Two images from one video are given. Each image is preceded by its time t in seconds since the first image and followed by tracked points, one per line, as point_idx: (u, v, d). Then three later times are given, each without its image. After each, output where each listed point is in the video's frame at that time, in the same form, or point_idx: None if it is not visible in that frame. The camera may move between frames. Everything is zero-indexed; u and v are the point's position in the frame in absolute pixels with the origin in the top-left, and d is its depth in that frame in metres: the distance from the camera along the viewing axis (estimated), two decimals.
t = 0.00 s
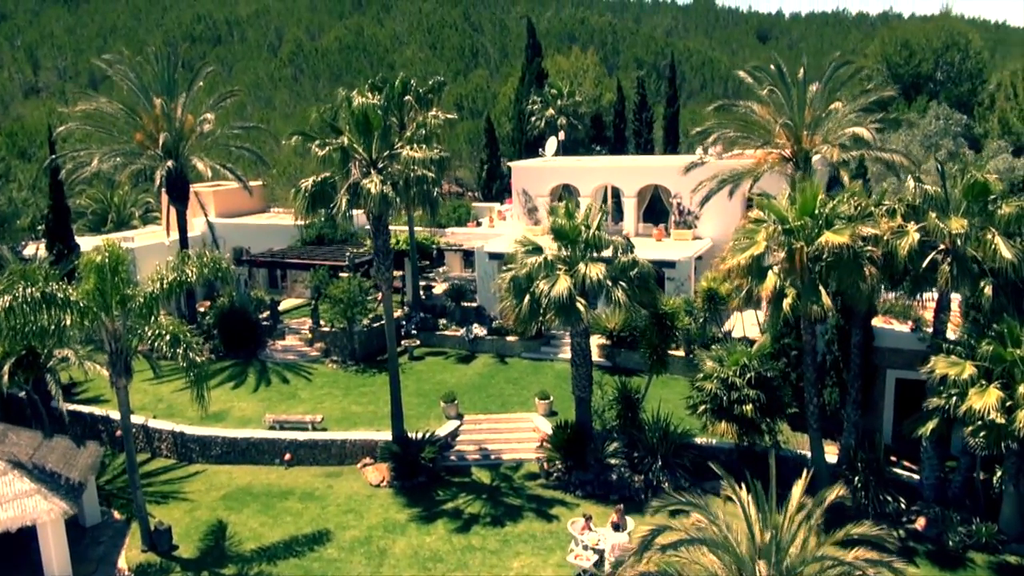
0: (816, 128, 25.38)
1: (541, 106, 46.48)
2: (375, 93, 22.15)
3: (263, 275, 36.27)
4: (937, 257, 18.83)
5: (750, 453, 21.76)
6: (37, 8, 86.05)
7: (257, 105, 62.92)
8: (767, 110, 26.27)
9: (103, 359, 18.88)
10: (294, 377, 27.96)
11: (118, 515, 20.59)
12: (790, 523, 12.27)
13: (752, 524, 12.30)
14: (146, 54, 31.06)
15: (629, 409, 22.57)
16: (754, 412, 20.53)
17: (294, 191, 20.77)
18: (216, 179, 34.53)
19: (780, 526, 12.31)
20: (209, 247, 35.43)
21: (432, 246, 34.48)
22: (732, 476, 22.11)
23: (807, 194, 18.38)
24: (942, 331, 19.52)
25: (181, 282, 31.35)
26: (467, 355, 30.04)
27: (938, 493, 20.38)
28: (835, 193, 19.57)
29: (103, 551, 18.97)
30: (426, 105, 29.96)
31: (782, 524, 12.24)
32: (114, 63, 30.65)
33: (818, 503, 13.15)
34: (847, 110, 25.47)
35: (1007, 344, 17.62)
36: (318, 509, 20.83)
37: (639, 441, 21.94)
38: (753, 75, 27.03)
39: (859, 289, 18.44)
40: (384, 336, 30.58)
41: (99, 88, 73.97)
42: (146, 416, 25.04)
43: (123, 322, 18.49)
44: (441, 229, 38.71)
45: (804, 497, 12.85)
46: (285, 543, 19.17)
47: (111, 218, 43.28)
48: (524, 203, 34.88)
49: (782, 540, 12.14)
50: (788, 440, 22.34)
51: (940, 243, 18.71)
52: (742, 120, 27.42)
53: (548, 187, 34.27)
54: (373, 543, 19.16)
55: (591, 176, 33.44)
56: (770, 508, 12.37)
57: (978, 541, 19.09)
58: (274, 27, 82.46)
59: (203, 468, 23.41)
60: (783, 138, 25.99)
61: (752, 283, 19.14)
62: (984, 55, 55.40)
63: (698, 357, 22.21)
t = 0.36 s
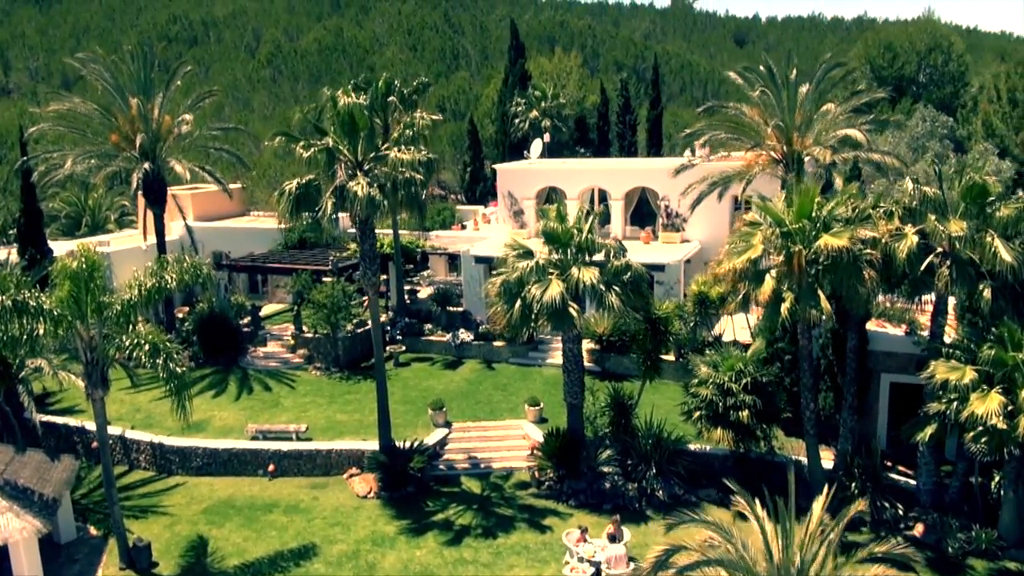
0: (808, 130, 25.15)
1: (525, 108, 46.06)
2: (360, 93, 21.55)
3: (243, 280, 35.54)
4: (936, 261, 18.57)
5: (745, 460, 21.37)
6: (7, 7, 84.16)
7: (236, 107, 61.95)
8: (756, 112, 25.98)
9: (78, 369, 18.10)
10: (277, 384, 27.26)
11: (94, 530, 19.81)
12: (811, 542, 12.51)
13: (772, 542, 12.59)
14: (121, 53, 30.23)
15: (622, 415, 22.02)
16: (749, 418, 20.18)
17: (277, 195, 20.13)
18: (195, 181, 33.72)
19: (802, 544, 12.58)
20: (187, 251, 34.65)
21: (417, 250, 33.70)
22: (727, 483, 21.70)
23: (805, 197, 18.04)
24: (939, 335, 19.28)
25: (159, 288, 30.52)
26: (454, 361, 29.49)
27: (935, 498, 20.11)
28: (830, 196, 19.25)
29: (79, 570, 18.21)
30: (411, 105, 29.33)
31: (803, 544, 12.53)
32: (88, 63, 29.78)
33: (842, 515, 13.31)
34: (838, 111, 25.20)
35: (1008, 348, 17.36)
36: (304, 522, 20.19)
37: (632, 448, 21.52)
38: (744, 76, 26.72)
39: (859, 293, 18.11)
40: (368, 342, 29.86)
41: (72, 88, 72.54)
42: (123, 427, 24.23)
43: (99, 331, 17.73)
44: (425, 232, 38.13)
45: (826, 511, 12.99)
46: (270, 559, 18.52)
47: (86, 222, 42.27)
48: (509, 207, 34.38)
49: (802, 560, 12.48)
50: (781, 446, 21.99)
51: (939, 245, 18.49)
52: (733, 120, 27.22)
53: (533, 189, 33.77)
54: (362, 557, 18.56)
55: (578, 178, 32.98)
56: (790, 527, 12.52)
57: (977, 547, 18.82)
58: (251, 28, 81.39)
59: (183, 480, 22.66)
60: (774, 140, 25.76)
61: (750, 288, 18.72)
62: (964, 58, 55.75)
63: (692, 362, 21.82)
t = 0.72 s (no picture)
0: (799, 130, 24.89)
1: (508, 109, 45.62)
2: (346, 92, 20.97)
3: (223, 285, 34.78)
4: (935, 262, 18.31)
5: (741, 465, 21.01)
6: None
7: (213, 109, 60.94)
8: (747, 112, 25.68)
9: (54, 381, 17.35)
10: (260, 392, 26.56)
11: (72, 547, 19.05)
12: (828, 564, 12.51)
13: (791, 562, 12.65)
14: (96, 53, 29.39)
15: (616, 421, 21.64)
16: (746, 423, 19.84)
17: (262, 197, 19.51)
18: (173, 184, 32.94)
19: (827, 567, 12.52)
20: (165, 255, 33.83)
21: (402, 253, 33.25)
22: (722, 489, 21.33)
23: (804, 198, 17.72)
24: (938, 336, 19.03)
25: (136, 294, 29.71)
26: (440, 366, 28.93)
27: (933, 502, 19.84)
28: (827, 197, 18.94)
29: None
30: (396, 106, 28.78)
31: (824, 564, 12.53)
32: (62, 62, 28.92)
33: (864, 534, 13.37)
34: (830, 111, 24.95)
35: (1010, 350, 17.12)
36: (291, 535, 19.55)
37: (627, 455, 21.09)
38: (734, 77, 26.45)
39: (858, 295, 17.82)
40: (353, 347, 29.23)
41: (44, 89, 71.11)
42: (100, 437, 23.44)
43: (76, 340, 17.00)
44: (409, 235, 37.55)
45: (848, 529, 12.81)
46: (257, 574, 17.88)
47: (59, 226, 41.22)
48: (495, 209, 33.91)
49: None
50: (777, 451, 21.65)
51: (938, 246, 18.22)
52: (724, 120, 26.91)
53: (519, 191, 33.31)
54: (352, 571, 17.97)
55: (565, 180, 32.56)
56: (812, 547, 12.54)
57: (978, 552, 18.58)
58: (228, 29, 80.29)
59: (163, 492, 21.94)
60: (765, 140, 25.48)
61: (749, 291, 18.34)
62: (944, 60, 56.16)
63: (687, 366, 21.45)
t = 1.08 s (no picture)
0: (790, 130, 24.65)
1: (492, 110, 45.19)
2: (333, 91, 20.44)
3: (203, 289, 34.03)
4: (936, 263, 18.07)
5: (738, 469, 20.70)
6: None
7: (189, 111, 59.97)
8: (737, 112, 25.45)
9: (31, 391, 16.65)
10: (243, 399, 25.90)
11: (50, 563, 18.33)
12: None
13: None
14: (71, 52, 28.59)
15: (611, 426, 21.27)
16: (744, 426, 19.53)
17: (247, 199, 18.95)
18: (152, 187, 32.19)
19: None
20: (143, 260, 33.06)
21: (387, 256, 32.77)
22: (719, 492, 21.00)
23: (803, 197, 17.48)
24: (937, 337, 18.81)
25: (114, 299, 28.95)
26: (428, 371, 28.41)
27: (932, 503, 19.62)
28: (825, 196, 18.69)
29: None
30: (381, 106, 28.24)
31: None
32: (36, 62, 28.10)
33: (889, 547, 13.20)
34: (822, 111, 24.76)
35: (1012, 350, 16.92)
36: (279, 547, 18.94)
37: (622, 459, 20.71)
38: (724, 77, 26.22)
39: (859, 295, 17.57)
40: (338, 352, 28.65)
41: (15, 90, 69.58)
42: (79, 448, 22.69)
43: (54, 348, 16.30)
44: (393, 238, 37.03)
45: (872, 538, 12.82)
46: None
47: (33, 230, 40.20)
48: (481, 210, 33.47)
49: None
50: (774, 454, 21.36)
51: (938, 246, 17.98)
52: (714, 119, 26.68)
53: (506, 193, 32.89)
54: None
55: (552, 181, 32.18)
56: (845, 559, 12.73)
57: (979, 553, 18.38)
58: (204, 30, 79.21)
59: (145, 504, 21.24)
60: (756, 140, 25.26)
61: (749, 292, 17.98)
62: (924, 62, 56.55)
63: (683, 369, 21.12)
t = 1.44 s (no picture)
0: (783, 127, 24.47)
1: (474, 111, 44.75)
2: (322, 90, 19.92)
3: (183, 294, 33.30)
4: (936, 261, 17.89)
5: (736, 471, 20.45)
6: None
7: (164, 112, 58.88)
8: (728, 111, 25.23)
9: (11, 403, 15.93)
10: (229, 405, 25.27)
11: None
12: None
13: None
14: (45, 51, 27.76)
15: (607, 430, 20.90)
16: (744, 428, 19.27)
17: (235, 201, 18.40)
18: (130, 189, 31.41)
19: None
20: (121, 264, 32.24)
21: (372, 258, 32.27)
22: (717, 495, 20.73)
23: (803, 197, 17.27)
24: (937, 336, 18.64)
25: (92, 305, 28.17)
26: (416, 374, 27.92)
27: (932, 504, 19.49)
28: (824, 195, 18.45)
29: None
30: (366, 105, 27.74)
31: None
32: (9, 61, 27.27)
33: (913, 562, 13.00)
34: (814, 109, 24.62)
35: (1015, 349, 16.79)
36: (271, 558, 18.38)
37: (620, 463, 20.37)
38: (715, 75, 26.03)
39: (860, 295, 17.37)
40: (324, 357, 28.09)
41: None
42: (58, 459, 21.94)
43: (34, 358, 15.56)
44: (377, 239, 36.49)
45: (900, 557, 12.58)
46: None
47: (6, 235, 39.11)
48: (467, 212, 33.03)
49: None
50: (772, 455, 21.12)
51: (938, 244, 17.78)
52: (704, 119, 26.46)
53: (492, 193, 32.47)
54: None
55: (539, 181, 31.80)
56: None
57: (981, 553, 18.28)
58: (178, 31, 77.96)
59: (129, 516, 20.58)
60: (747, 139, 25.06)
61: (750, 292, 17.67)
62: (902, 62, 56.94)
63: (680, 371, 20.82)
